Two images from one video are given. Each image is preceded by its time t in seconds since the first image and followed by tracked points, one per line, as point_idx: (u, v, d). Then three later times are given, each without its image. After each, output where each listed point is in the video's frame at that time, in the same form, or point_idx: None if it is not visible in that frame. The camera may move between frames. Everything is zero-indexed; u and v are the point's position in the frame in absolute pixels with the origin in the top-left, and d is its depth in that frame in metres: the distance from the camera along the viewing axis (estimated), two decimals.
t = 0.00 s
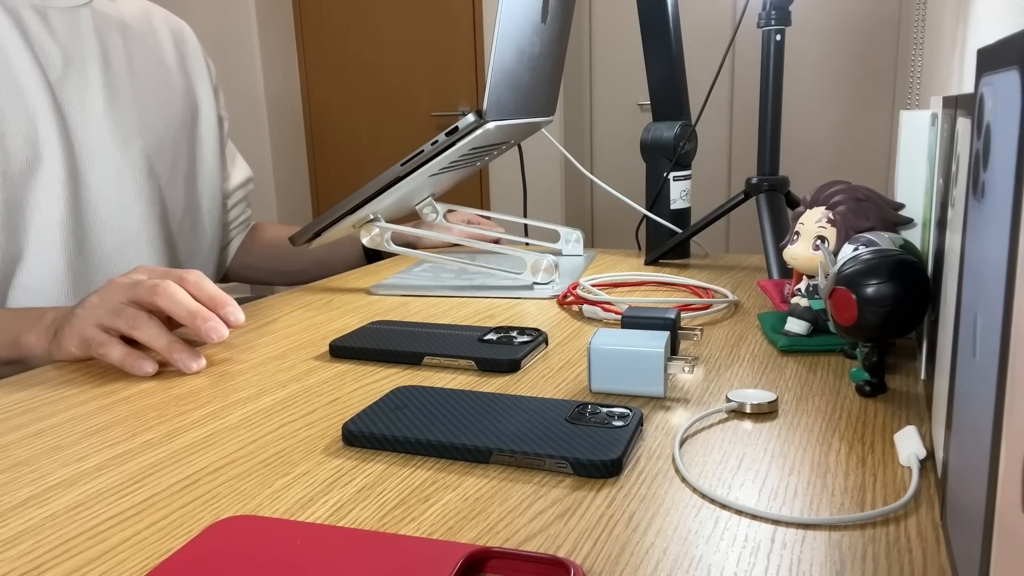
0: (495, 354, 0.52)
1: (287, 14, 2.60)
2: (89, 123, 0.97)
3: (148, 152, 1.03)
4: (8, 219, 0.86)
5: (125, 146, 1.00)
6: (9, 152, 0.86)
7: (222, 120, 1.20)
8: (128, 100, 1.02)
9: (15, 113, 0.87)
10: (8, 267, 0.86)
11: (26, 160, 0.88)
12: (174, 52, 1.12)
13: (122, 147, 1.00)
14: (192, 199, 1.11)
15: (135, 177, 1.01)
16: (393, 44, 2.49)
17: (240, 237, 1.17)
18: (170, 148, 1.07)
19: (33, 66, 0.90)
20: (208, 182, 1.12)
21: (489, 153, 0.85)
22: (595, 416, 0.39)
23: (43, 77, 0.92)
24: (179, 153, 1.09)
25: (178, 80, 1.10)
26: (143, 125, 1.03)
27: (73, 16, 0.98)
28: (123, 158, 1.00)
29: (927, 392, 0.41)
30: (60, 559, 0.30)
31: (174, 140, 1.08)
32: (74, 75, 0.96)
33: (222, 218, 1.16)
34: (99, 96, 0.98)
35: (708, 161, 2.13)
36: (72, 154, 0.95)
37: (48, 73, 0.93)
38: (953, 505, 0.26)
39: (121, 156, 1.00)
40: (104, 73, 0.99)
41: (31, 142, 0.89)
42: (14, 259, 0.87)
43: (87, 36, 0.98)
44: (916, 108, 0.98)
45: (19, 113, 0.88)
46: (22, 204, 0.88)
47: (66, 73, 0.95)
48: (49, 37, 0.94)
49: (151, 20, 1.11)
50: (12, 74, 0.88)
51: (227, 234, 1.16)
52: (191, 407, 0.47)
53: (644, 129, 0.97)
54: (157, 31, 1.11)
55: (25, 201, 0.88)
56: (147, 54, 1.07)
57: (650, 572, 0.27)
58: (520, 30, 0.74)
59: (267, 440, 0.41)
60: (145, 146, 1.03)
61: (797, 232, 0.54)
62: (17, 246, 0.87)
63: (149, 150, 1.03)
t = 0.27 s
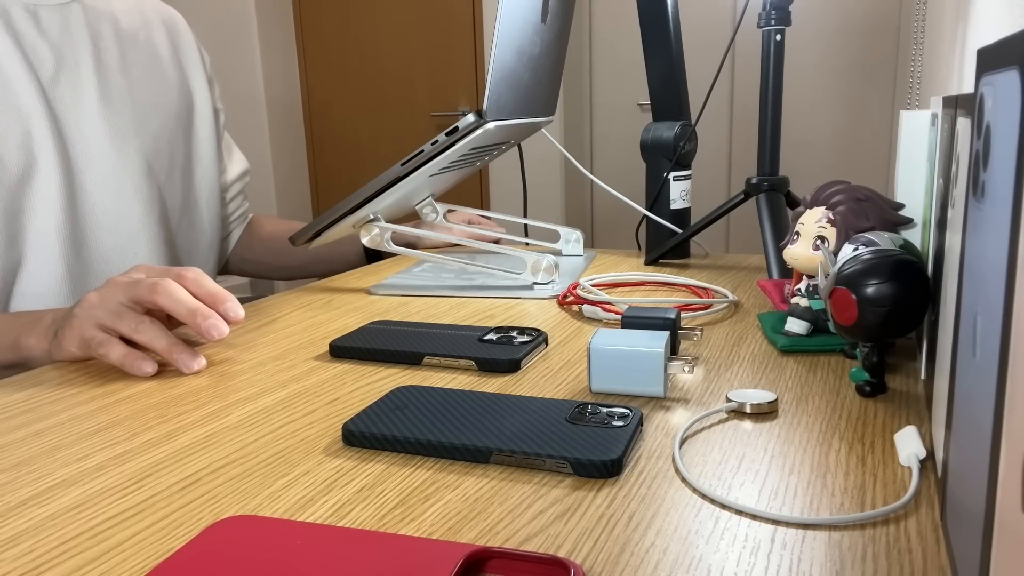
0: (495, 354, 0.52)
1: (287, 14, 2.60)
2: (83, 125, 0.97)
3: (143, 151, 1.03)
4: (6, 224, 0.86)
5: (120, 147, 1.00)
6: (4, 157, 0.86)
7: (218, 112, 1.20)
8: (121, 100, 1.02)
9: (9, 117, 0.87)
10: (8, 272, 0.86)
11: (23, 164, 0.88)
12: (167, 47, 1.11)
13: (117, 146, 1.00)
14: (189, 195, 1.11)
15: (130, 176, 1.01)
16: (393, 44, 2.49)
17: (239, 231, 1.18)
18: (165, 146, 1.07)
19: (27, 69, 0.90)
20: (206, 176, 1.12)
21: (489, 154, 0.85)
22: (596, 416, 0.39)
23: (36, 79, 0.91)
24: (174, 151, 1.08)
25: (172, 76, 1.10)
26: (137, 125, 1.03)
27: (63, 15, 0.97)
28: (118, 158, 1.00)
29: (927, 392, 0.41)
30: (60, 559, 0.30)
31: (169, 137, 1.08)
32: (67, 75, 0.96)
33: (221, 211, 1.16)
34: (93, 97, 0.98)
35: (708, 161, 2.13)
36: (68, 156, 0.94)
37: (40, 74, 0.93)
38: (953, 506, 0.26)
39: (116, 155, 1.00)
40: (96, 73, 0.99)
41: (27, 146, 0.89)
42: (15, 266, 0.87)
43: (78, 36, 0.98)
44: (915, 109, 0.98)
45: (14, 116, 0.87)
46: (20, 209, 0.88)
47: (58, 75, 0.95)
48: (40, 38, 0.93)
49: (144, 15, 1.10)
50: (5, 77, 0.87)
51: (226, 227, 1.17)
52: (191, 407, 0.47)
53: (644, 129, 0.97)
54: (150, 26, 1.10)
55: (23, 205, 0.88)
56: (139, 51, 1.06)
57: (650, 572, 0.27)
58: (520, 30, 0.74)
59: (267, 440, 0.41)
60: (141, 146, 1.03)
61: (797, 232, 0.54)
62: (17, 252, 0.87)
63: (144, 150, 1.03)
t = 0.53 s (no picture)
0: (495, 354, 0.52)
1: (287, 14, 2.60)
2: (75, 125, 0.97)
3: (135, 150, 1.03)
4: None
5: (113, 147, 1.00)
6: None
7: (212, 110, 1.20)
8: (113, 99, 1.02)
9: None
10: None
11: (14, 166, 0.88)
12: (159, 45, 1.11)
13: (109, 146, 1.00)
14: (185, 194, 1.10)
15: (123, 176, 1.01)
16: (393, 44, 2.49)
17: (234, 232, 1.18)
18: (159, 144, 1.07)
19: (16, 70, 0.90)
20: (201, 175, 1.12)
21: (489, 154, 0.85)
22: (595, 416, 0.39)
23: (26, 80, 0.91)
24: (169, 149, 1.08)
25: (164, 74, 1.10)
26: (130, 124, 1.03)
27: (53, 14, 0.97)
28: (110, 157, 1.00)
29: (927, 392, 0.41)
30: (60, 559, 0.30)
31: (163, 135, 1.07)
32: (56, 75, 0.96)
33: (216, 211, 1.16)
34: (84, 97, 0.98)
35: (708, 161, 2.13)
36: (59, 156, 0.94)
37: (31, 75, 0.93)
38: (953, 505, 0.26)
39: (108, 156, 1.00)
40: (87, 72, 0.99)
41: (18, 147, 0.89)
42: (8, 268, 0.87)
43: (69, 35, 0.98)
44: (916, 109, 0.98)
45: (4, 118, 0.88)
46: (11, 210, 0.88)
47: (48, 74, 0.95)
48: (30, 38, 0.93)
49: (137, 13, 1.10)
50: None
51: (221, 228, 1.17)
52: (191, 407, 0.47)
53: (644, 129, 0.97)
54: (142, 24, 1.10)
55: (14, 206, 0.88)
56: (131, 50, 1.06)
57: (651, 572, 0.27)
58: (520, 30, 0.74)
59: (268, 440, 0.41)
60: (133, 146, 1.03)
61: (797, 232, 0.54)
62: (8, 254, 0.87)
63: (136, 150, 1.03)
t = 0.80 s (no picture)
0: (495, 354, 0.52)
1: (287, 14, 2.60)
2: (83, 122, 0.97)
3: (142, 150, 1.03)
4: None
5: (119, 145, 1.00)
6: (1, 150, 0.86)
7: (218, 117, 1.20)
8: (122, 98, 1.02)
9: (8, 111, 0.87)
10: None
11: (19, 158, 0.88)
12: (168, 50, 1.12)
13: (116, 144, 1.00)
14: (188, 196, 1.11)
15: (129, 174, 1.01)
16: (393, 44, 2.49)
17: (235, 238, 1.18)
18: (165, 146, 1.07)
19: (28, 64, 0.90)
20: (206, 178, 1.13)
21: (489, 154, 0.85)
22: (595, 416, 0.39)
23: (37, 74, 0.92)
24: (174, 151, 1.08)
25: (173, 78, 1.10)
26: (137, 123, 1.03)
27: (66, 14, 0.98)
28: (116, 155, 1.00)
29: (927, 392, 0.41)
30: (60, 559, 0.30)
31: (170, 138, 1.08)
32: (67, 72, 0.96)
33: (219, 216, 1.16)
34: (94, 94, 0.98)
35: (708, 161, 2.13)
36: (65, 151, 0.94)
37: (42, 70, 0.93)
38: (953, 505, 0.26)
39: (115, 154, 1.00)
40: (98, 70, 1.00)
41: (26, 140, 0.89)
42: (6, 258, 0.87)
43: (80, 34, 0.99)
44: (916, 109, 0.98)
45: (12, 110, 0.88)
46: (15, 201, 0.88)
47: (60, 70, 0.95)
48: (42, 34, 0.94)
49: (145, 17, 1.11)
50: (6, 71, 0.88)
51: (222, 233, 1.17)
52: (191, 407, 0.47)
53: (644, 129, 0.97)
54: (151, 28, 1.11)
55: (17, 198, 0.88)
56: (141, 52, 1.07)
57: (651, 572, 0.27)
58: (520, 30, 0.74)
59: (268, 440, 0.41)
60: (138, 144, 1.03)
61: (797, 232, 0.54)
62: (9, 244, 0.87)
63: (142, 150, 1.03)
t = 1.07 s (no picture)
0: (495, 354, 0.52)
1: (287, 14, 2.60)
2: (104, 123, 0.97)
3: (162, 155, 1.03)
4: (19, 213, 0.86)
5: (140, 147, 1.00)
6: (25, 147, 0.86)
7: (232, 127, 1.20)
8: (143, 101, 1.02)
9: (31, 109, 0.88)
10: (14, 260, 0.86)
11: (41, 156, 0.88)
12: (188, 59, 1.12)
13: (135, 147, 1.00)
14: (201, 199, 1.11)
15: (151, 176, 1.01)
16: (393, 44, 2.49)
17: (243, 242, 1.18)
18: (183, 152, 1.07)
19: (52, 66, 0.91)
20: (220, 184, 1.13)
21: (489, 154, 0.85)
22: (595, 416, 0.39)
23: (61, 75, 0.92)
24: (190, 158, 1.08)
25: (191, 87, 1.10)
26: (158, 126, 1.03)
27: (92, 19, 0.98)
28: (136, 158, 0.99)
29: (927, 392, 0.41)
30: (60, 559, 0.30)
31: (187, 144, 1.08)
32: (90, 75, 0.96)
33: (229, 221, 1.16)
34: (115, 97, 0.98)
35: (708, 161, 2.13)
36: (86, 151, 0.94)
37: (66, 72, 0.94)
38: (953, 505, 0.26)
39: (134, 156, 0.99)
40: (120, 74, 1.00)
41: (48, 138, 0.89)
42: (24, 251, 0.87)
43: (104, 38, 0.99)
44: (915, 108, 0.98)
45: (34, 109, 0.88)
46: (34, 198, 0.88)
47: (83, 73, 0.95)
48: (67, 38, 0.94)
49: (164, 25, 1.12)
50: (28, 71, 0.88)
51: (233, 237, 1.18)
52: (191, 407, 0.47)
53: (644, 129, 0.97)
54: (170, 37, 1.11)
55: (36, 195, 0.88)
56: (161, 58, 1.07)
57: (651, 572, 0.27)
58: (520, 30, 0.74)
59: (268, 440, 0.41)
60: (158, 147, 1.02)
61: (797, 232, 0.54)
62: (28, 240, 0.87)
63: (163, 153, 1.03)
